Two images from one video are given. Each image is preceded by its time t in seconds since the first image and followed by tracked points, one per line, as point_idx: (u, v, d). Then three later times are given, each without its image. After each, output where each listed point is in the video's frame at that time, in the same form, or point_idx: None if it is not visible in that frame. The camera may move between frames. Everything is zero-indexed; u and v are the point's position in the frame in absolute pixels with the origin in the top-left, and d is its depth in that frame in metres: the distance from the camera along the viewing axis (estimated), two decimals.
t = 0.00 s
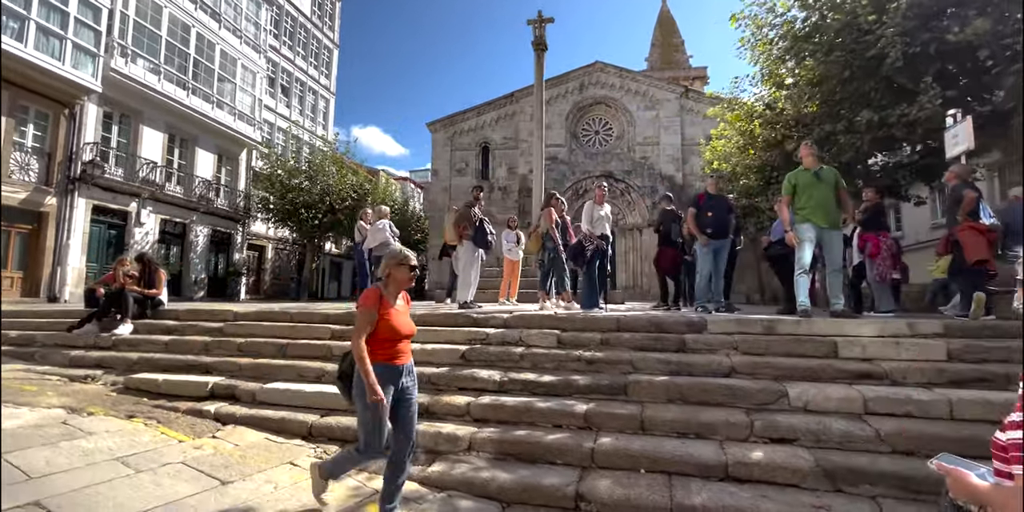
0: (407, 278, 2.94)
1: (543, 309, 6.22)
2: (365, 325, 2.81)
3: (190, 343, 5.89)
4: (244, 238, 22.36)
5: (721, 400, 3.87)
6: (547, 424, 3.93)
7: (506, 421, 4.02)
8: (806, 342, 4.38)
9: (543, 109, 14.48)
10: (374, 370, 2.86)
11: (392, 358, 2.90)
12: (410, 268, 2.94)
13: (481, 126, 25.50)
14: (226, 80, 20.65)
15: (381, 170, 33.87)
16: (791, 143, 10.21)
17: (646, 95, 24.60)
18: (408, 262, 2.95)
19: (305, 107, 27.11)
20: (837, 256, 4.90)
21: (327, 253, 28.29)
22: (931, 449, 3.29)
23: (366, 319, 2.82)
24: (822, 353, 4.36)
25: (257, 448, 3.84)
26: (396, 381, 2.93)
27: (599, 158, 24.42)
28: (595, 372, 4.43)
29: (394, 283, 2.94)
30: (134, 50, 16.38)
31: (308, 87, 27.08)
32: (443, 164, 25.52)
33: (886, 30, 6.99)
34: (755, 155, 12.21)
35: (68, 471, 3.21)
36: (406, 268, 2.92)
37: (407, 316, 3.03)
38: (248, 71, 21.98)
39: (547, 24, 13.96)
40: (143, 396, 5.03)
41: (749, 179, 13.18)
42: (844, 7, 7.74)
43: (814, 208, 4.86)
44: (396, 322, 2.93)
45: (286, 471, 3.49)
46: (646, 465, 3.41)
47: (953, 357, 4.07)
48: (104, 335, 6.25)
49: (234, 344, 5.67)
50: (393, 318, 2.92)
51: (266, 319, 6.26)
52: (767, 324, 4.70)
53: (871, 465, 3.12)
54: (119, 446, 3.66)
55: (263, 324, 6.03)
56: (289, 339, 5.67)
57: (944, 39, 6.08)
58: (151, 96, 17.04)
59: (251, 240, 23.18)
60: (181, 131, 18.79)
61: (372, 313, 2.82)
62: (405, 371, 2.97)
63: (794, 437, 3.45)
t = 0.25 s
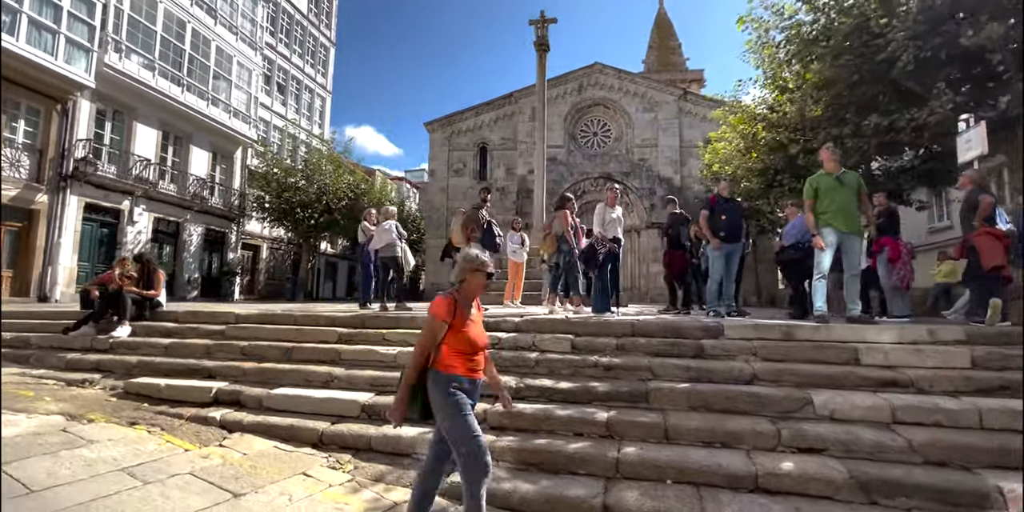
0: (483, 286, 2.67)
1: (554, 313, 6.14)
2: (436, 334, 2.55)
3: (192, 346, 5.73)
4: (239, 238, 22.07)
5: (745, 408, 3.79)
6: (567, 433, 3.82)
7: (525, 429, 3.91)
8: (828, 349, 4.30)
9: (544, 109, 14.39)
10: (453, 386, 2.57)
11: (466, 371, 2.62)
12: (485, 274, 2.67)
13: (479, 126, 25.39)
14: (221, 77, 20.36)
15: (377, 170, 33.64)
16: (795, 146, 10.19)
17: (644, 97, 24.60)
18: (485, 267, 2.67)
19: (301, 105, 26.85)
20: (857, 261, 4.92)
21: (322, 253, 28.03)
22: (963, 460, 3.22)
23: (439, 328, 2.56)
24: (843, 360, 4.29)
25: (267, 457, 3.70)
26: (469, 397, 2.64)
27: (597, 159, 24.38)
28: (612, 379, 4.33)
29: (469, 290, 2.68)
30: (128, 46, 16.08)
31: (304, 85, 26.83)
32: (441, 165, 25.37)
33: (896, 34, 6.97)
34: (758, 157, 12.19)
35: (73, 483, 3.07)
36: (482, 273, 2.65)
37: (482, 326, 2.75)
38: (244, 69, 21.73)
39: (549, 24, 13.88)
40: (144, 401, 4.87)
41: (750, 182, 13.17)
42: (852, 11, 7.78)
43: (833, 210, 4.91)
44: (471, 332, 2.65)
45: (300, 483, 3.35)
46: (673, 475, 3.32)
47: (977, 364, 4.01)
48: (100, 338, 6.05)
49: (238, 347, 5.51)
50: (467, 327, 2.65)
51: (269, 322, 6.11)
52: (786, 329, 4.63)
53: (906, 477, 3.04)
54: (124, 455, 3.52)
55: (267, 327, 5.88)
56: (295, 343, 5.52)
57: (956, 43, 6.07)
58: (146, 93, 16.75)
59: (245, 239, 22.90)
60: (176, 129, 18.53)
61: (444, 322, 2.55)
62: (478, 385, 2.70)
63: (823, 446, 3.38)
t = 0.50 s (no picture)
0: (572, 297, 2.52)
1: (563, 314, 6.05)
2: (527, 352, 2.36)
3: (195, 346, 5.59)
4: (234, 237, 21.84)
5: (768, 411, 3.73)
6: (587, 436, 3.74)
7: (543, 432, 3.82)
8: (848, 351, 4.25)
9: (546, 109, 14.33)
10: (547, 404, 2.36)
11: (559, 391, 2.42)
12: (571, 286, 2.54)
13: (477, 127, 25.30)
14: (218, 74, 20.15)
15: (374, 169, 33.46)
16: (799, 148, 10.19)
17: (643, 99, 24.61)
18: (570, 277, 2.54)
19: (298, 104, 26.64)
20: (873, 263, 4.92)
21: (318, 252, 27.82)
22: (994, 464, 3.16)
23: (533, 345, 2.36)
24: (863, 362, 4.24)
25: (279, 461, 3.59)
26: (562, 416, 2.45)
27: (595, 161, 24.37)
28: (630, 381, 4.26)
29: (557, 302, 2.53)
30: (124, 41, 15.81)
31: (301, 83, 26.62)
32: (439, 165, 25.26)
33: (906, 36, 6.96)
34: (761, 159, 12.19)
35: (79, 488, 2.94)
36: (569, 284, 2.51)
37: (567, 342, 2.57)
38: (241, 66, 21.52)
39: (552, 24, 13.83)
40: (147, 402, 4.73)
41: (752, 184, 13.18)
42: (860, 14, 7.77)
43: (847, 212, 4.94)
44: (561, 347, 2.47)
45: (315, 488, 3.24)
46: (699, 479, 3.24)
47: (999, 368, 3.97)
48: (99, 338, 5.88)
49: (243, 347, 5.39)
50: (556, 341, 2.46)
51: (274, 322, 5.98)
52: (803, 331, 4.58)
53: (938, 482, 2.98)
54: (130, 459, 3.39)
55: (272, 327, 5.75)
56: (302, 343, 5.40)
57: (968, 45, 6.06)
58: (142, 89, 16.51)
59: (241, 238, 22.67)
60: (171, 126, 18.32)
61: (536, 337, 2.36)
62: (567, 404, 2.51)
63: (850, 450, 3.31)
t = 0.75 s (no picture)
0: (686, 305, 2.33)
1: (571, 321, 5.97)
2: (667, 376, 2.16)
3: (198, 353, 5.44)
4: (228, 237, 21.56)
5: (793, 424, 3.66)
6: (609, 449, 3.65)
7: (564, 444, 3.73)
8: (869, 362, 4.20)
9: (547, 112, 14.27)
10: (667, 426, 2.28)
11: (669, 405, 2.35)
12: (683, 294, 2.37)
13: (475, 128, 25.21)
14: (213, 72, 19.88)
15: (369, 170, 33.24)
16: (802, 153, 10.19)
17: (641, 102, 24.65)
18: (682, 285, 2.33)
19: (294, 103, 26.39)
20: (890, 271, 4.90)
21: (312, 253, 27.57)
22: None
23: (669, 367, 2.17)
24: (884, 373, 4.19)
25: (293, 475, 3.46)
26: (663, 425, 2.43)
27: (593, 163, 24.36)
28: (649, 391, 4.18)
29: (669, 312, 2.32)
30: (120, 38, 15.48)
31: (297, 83, 26.37)
32: (436, 166, 25.12)
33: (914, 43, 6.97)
34: (762, 164, 12.21)
35: (87, 507, 2.80)
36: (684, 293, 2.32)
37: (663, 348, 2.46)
38: (236, 65, 21.27)
39: (553, 27, 13.78)
40: (149, 412, 4.58)
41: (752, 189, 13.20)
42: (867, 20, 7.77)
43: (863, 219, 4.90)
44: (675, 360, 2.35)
45: (333, 504, 3.12)
46: (728, 495, 3.16)
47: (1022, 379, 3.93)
48: (97, 344, 5.73)
49: (248, 353, 5.25)
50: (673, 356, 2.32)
51: (279, 327, 5.84)
52: (822, 341, 4.53)
53: (974, 498, 2.92)
54: (138, 474, 3.25)
55: (277, 332, 5.62)
56: (309, 350, 5.28)
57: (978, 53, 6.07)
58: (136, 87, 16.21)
59: (235, 238, 22.38)
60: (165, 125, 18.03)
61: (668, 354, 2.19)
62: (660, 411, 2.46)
63: (880, 465, 3.25)
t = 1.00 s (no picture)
0: (797, 329, 2.09)
1: (576, 326, 5.91)
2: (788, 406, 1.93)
3: (198, 356, 5.32)
4: (223, 237, 21.34)
5: (810, 431, 3.63)
6: (624, 456, 3.59)
7: (578, 451, 3.66)
8: (883, 368, 4.17)
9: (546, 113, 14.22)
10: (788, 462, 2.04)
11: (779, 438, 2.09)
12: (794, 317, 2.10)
13: (472, 129, 25.12)
14: (208, 70, 19.66)
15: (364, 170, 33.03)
16: (803, 157, 10.20)
17: (638, 104, 24.67)
18: (791, 310, 2.08)
19: (289, 102, 26.17)
20: (902, 276, 4.86)
21: (307, 253, 27.37)
22: None
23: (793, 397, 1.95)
24: (899, 379, 4.15)
25: (302, 484, 3.37)
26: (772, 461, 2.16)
27: (590, 165, 24.36)
28: (662, 397, 4.13)
29: (780, 338, 2.08)
30: (112, 34, 15.24)
31: (292, 82, 26.15)
32: (433, 166, 25.00)
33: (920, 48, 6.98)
34: (762, 168, 12.22)
35: None
36: (793, 317, 2.07)
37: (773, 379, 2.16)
38: (232, 62, 21.06)
39: (554, 28, 13.75)
40: (148, 417, 4.45)
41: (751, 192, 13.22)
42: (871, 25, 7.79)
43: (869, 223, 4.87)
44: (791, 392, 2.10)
45: None
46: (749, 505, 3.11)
47: None
48: (94, 346, 5.61)
49: (249, 357, 5.15)
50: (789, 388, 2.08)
51: (281, 330, 5.73)
52: (833, 347, 4.51)
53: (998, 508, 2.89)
54: (142, 484, 3.14)
55: (279, 335, 5.51)
56: (312, 353, 5.18)
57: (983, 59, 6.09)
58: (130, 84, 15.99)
59: (229, 238, 22.17)
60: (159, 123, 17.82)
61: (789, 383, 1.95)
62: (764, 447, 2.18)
63: (900, 473, 3.22)
